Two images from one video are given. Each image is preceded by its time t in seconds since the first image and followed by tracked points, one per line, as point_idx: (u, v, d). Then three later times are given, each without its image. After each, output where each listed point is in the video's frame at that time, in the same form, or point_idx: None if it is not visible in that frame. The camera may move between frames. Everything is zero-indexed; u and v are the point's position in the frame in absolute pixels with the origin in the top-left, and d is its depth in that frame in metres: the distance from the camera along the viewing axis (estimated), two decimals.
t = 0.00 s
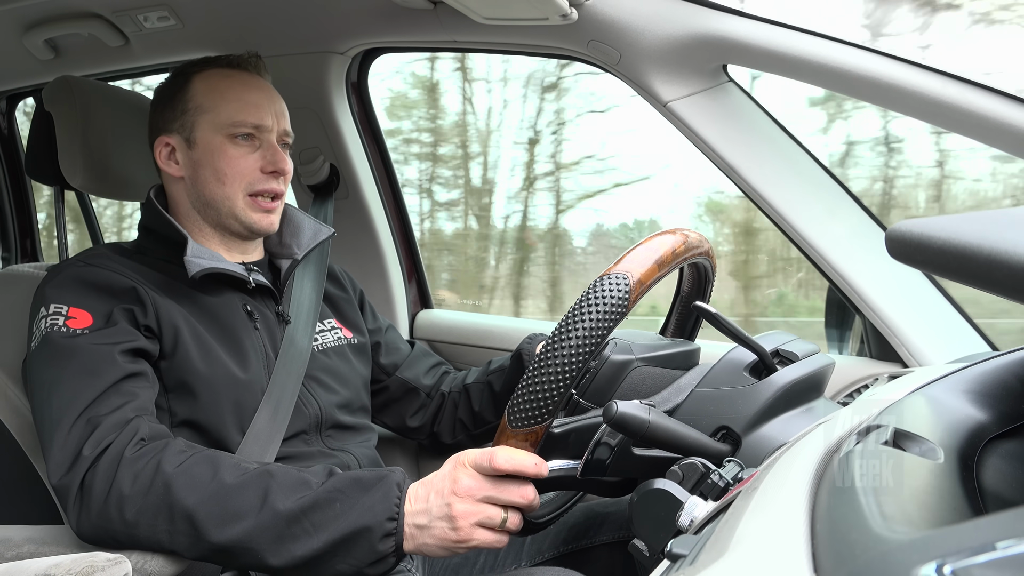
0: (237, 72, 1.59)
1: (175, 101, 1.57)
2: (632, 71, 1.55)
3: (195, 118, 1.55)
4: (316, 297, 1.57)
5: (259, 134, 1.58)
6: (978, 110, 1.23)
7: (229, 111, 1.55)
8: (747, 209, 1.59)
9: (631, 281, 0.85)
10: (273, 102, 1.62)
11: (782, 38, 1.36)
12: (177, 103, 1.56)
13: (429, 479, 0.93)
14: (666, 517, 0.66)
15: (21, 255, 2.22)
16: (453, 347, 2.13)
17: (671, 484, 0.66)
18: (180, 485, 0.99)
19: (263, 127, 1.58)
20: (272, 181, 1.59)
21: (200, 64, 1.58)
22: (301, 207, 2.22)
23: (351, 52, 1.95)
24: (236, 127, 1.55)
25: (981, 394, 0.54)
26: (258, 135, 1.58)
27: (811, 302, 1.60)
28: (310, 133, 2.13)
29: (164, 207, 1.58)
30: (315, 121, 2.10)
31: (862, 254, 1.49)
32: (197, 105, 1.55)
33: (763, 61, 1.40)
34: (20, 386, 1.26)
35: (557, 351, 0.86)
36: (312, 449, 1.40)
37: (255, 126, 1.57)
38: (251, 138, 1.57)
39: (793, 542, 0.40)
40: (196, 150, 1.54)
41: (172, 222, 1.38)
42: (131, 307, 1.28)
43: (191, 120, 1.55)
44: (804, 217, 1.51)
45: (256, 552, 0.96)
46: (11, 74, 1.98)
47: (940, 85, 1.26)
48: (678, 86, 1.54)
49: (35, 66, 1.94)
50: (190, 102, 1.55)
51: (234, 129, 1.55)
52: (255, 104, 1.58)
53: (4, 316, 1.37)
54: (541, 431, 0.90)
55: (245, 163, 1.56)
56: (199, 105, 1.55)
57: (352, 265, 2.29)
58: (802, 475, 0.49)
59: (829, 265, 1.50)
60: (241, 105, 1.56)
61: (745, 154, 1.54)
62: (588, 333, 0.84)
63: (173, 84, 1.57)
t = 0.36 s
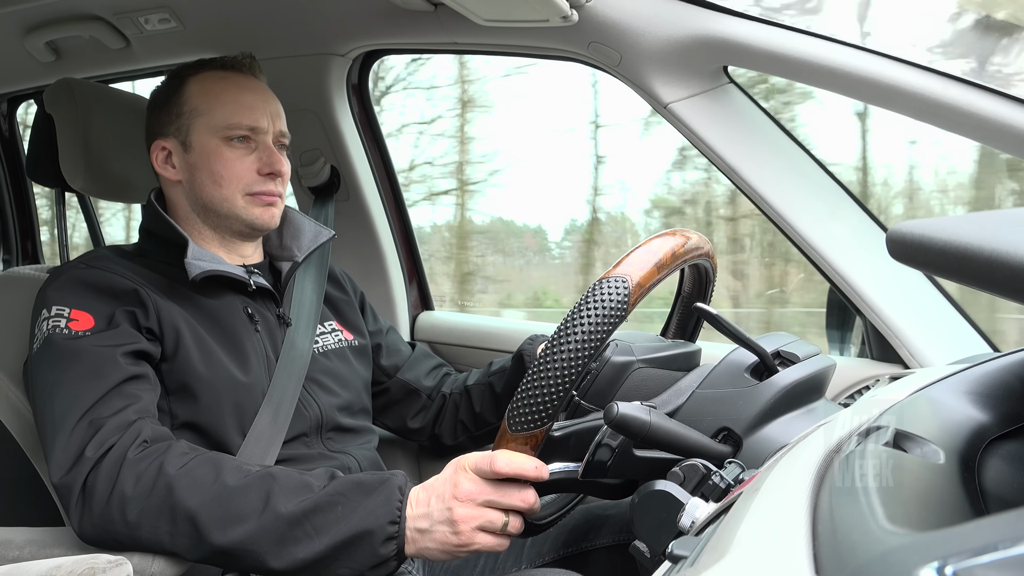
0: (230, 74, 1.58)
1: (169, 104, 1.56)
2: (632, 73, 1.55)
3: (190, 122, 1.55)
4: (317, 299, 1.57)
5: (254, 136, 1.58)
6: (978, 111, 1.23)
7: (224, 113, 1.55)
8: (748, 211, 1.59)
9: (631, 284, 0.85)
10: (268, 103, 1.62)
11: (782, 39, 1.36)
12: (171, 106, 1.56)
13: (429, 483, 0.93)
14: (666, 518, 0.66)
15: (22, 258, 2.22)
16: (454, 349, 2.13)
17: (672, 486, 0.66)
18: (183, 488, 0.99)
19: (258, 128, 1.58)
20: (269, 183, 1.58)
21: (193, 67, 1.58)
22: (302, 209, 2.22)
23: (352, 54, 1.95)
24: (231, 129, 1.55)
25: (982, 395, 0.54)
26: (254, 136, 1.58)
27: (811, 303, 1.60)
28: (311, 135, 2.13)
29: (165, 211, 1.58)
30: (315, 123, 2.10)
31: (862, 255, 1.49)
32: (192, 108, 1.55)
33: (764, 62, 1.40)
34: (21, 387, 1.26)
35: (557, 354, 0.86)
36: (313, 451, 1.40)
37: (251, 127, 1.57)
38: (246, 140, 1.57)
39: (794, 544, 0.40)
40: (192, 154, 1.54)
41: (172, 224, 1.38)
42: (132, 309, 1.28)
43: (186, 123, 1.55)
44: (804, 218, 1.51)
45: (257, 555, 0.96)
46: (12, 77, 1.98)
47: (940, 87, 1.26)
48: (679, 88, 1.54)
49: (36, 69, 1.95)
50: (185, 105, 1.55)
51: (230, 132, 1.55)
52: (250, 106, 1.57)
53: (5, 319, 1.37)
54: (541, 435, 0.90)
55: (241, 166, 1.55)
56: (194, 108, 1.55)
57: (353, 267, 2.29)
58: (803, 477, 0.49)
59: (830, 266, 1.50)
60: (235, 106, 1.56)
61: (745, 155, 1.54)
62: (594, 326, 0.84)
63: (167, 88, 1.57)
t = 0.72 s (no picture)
0: (233, 71, 1.58)
1: (172, 101, 1.57)
2: (633, 69, 1.55)
3: (193, 118, 1.55)
4: (319, 296, 1.57)
5: (257, 133, 1.58)
6: (980, 107, 1.23)
7: (226, 110, 1.55)
8: (748, 207, 1.59)
9: (631, 280, 0.85)
10: (271, 100, 1.62)
11: (783, 35, 1.36)
12: (174, 103, 1.56)
13: (430, 480, 0.93)
14: (666, 515, 0.66)
15: (23, 255, 2.22)
16: (454, 346, 2.13)
17: (672, 483, 0.66)
18: (184, 485, 0.99)
19: (261, 125, 1.58)
20: (272, 180, 1.58)
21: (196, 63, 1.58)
22: (303, 206, 2.22)
23: (352, 51, 1.95)
24: (234, 126, 1.55)
25: (984, 392, 0.54)
26: (257, 133, 1.58)
27: (812, 300, 1.60)
28: (311, 132, 2.13)
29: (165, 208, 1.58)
30: (316, 120, 2.10)
31: (863, 251, 1.49)
32: (195, 105, 1.55)
33: (765, 59, 1.40)
34: (23, 385, 1.26)
35: (556, 351, 0.86)
36: (314, 449, 1.40)
37: (253, 124, 1.57)
38: (249, 137, 1.57)
39: (794, 540, 0.40)
40: (195, 150, 1.54)
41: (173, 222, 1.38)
42: (133, 306, 1.28)
43: (189, 120, 1.55)
44: (805, 215, 1.51)
45: (258, 552, 0.96)
46: (12, 74, 1.98)
47: (941, 82, 1.26)
48: (679, 84, 1.54)
49: (37, 66, 1.95)
50: (188, 102, 1.55)
51: (233, 128, 1.55)
52: (253, 103, 1.57)
53: (6, 316, 1.37)
54: (542, 431, 0.89)
55: (244, 162, 1.56)
56: (197, 104, 1.55)
57: (353, 264, 2.29)
58: (804, 473, 0.49)
59: (831, 262, 1.50)
60: (238, 103, 1.56)
61: (746, 152, 1.54)
62: (591, 330, 0.84)
63: (170, 85, 1.57)
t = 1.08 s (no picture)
0: (234, 71, 1.57)
1: (172, 101, 1.56)
2: (633, 68, 1.55)
3: (193, 119, 1.54)
4: (320, 295, 1.57)
5: (258, 134, 1.57)
6: (981, 106, 1.22)
7: (227, 111, 1.54)
8: (748, 206, 1.59)
9: (636, 275, 0.85)
10: (271, 100, 1.61)
11: (784, 34, 1.35)
12: (174, 103, 1.55)
13: (431, 474, 0.94)
14: (667, 513, 0.66)
15: (23, 254, 2.22)
16: (455, 345, 2.13)
17: (673, 481, 0.66)
18: (181, 484, 0.99)
19: (261, 126, 1.57)
20: (273, 181, 1.59)
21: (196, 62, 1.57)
22: (303, 205, 2.22)
23: (352, 50, 1.95)
24: (235, 128, 1.54)
25: (984, 389, 0.54)
26: (258, 134, 1.57)
27: (812, 298, 1.60)
28: (311, 131, 2.13)
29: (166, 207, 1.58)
30: (316, 119, 2.10)
31: (863, 249, 1.49)
32: (195, 106, 1.54)
33: (765, 58, 1.39)
34: (26, 385, 1.27)
35: (561, 345, 0.85)
36: (314, 448, 1.40)
37: (254, 126, 1.56)
38: (250, 138, 1.56)
39: (794, 539, 0.40)
40: (195, 152, 1.54)
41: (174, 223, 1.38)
42: (136, 307, 1.28)
43: (189, 121, 1.54)
44: (805, 213, 1.51)
45: (258, 551, 0.96)
46: (11, 74, 1.98)
47: (942, 81, 1.25)
48: (679, 83, 1.54)
49: (37, 65, 1.95)
50: (188, 102, 1.54)
51: (233, 130, 1.54)
52: (253, 103, 1.56)
53: (7, 316, 1.38)
54: (546, 425, 0.88)
55: (245, 163, 1.56)
56: (198, 105, 1.54)
57: (353, 263, 2.29)
58: (806, 472, 0.49)
59: (831, 261, 1.49)
60: (238, 104, 1.55)
61: (746, 151, 1.54)
62: (599, 320, 0.83)
63: (169, 85, 1.56)
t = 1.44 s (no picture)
0: (255, 78, 1.56)
1: (189, 101, 1.55)
2: (632, 67, 1.55)
3: (208, 121, 1.54)
4: (319, 296, 1.57)
5: (272, 143, 1.56)
6: (980, 104, 1.22)
7: (244, 117, 1.54)
8: (748, 204, 1.59)
9: (636, 274, 0.85)
10: (288, 110, 1.60)
11: (783, 33, 1.35)
12: (191, 103, 1.55)
13: (431, 474, 0.93)
14: (668, 513, 0.66)
15: (23, 254, 2.22)
16: (454, 344, 2.13)
17: (672, 481, 0.66)
18: (180, 484, 0.99)
19: (277, 135, 1.56)
20: (282, 192, 1.57)
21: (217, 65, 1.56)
22: (302, 204, 2.21)
23: (351, 50, 1.95)
24: (250, 135, 1.54)
25: (983, 388, 0.54)
26: (272, 143, 1.56)
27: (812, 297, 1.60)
28: (310, 131, 2.13)
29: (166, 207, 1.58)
30: (315, 119, 2.10)
31: (862, 249, 1.49)
32: (212, 108, 1.54)
33: (765, 57, 1.39)
34: (25, 384, 1.27)
35: (559, 345, 0.85)
36: (314, 448, 1.40)
37: (269, 135, 1.55)
38: (264, 147, 1.56)
39: (794, 539, 0.40)
40: (208, 153, 1.54)
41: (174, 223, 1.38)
42: (134, 306, 1.29)
43: (204, 123, 1.54)
44: (804, 212, 1.51)
45: (257, 551, 0.96)
46: (10, 74, 1.98)
47: (942, 79, 1.25)
48: (679, 82, 1.54)
49: (35, 66, 1.94)
50: (206, 104, 1.54)
51: (248, 137, 1.54)
52: (270, 112, 1.56)
53: (6, 316, 1.37)
54: (546, 424, 0.88)
55: (257, 171, 1.55)
56: (214, 108, 1.53)
57: (352, 263, 2.29)
58: (805, 471, 0.49)
59: (830, 260, 1.49)
60: (255, 112, 1.54)
61: (746, 149, 1.54)
62: (597, 322, 0.83)
63: (190, 84, 1.56)
